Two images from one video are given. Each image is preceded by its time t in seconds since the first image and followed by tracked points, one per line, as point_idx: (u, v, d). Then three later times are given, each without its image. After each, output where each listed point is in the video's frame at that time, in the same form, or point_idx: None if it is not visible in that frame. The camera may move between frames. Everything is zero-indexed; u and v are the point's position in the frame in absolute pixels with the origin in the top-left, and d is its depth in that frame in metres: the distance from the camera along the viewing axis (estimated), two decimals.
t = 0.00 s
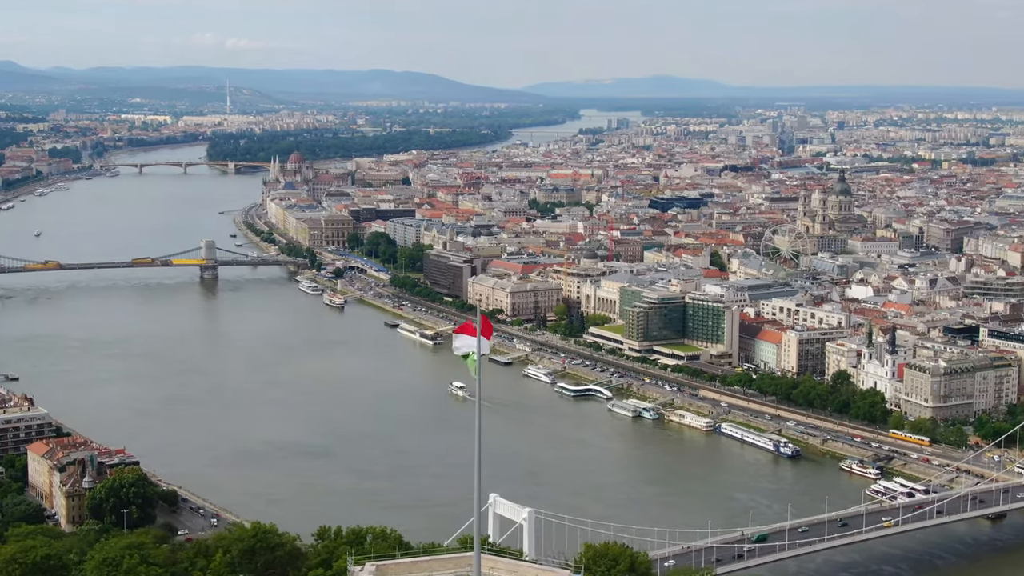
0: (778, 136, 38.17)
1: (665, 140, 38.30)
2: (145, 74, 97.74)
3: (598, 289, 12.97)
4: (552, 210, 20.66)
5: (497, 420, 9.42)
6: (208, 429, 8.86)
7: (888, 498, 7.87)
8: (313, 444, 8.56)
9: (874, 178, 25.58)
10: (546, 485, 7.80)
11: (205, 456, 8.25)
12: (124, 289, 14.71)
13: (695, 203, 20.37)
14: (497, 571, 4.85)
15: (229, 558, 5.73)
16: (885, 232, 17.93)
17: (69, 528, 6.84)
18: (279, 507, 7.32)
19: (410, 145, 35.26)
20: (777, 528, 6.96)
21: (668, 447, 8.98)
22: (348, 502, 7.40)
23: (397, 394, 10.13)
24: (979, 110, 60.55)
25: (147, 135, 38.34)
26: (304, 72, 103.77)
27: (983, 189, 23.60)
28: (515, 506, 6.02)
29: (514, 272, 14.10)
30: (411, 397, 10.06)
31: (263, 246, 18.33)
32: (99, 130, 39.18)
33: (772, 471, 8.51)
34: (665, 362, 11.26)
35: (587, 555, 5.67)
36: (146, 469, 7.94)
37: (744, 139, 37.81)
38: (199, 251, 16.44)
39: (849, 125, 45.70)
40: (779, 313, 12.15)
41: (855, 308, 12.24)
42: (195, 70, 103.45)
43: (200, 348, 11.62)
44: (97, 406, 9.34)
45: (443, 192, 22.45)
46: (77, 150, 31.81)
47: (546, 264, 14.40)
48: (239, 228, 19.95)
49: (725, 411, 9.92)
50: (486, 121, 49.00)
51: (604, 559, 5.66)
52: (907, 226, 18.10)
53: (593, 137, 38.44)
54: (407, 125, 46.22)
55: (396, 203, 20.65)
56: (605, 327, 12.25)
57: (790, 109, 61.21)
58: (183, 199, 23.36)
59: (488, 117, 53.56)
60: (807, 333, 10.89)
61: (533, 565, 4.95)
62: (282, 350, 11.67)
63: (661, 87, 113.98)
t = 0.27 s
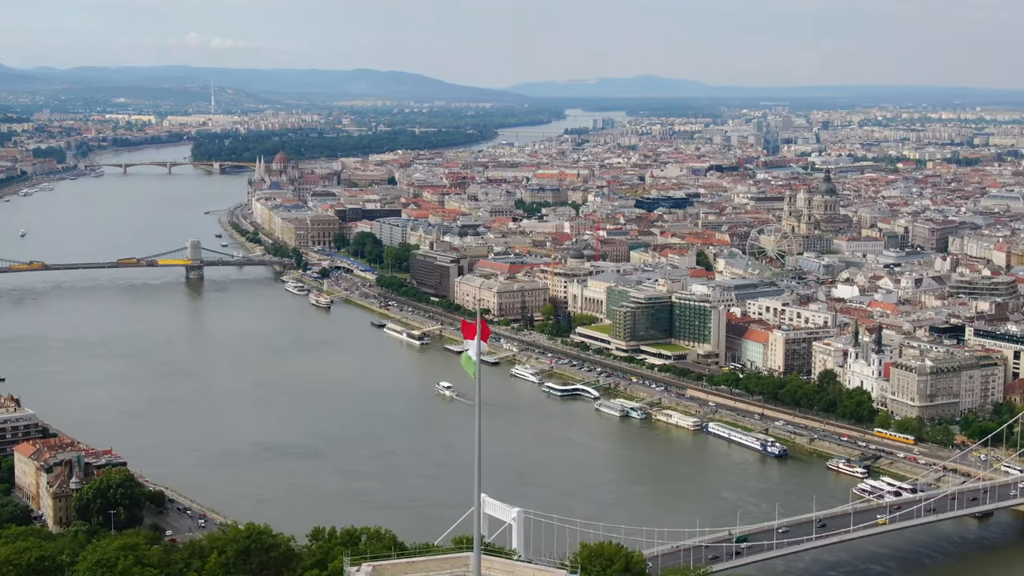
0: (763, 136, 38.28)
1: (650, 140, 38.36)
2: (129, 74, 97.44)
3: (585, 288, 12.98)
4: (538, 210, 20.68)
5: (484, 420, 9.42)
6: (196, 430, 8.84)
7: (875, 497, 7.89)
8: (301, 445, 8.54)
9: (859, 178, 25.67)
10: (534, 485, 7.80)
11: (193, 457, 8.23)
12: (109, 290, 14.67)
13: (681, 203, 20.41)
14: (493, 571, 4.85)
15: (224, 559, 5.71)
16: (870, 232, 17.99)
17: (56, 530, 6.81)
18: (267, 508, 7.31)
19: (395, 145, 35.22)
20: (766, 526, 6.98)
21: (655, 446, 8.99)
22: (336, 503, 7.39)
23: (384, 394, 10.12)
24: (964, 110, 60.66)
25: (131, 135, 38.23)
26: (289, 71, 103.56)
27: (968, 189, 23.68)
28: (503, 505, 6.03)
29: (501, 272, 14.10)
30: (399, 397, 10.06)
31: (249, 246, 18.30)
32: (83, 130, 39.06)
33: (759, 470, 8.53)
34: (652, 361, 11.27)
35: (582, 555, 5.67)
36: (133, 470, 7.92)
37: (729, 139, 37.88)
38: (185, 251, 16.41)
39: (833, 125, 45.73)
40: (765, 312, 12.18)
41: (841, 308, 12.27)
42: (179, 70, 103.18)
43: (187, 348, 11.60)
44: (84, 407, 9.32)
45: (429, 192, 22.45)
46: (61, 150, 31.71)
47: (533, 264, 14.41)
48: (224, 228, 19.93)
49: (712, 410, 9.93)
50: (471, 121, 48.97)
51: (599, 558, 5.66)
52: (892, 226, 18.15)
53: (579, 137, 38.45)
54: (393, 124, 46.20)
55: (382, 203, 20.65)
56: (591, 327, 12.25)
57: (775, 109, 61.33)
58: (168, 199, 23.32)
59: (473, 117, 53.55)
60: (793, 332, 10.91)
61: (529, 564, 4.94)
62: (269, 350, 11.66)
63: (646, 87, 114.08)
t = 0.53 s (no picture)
0: (747, 135, 38.35)
1: (635, 140, 38.40)
2: (112, 74, 97.15)
3: (572, 288, 12.99)
4: (524, 210, 20.68)
5: (472, 420, 9.41)
6: (182, 430, 8.82)
7: (862, 495, 7.91)
8: (289, 446, 8.53)
9: (843, 178, 25.73)
10: (523, 485, 7.80)
11: (180, 458, 8.21)
12: (94, 290, 14.63)
13: (667, 203, 20.44)
14: (490, 571, 5.06)
15: (219, 558, 5.67)
16: (856, 231, 18.05)
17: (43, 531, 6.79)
18: (255, 508, 7.30)
19: (380, 144, 35.18)
20: (754, 525, 6.99)
21: (643, 446, 9.00)
22: (324, 504, 7.38)
23: (371, 394, 10.11)
24: (949, 110, 60.80)
25: (115, 135, 38.12)
26: (273, 71, 103.36)
27: (952, 188, 23.76)
28: (492, 506, 6.04)
29: (487, 272, 14.10)
30: (386, 397, 10.05)
31: (234, 246, 18.26)
32: (66, 130, 38.92)
33: (747, 469, 8.55)
34: (639, 361, 11.28)
35: (577, 556, 5.68)
36: (120, 471, 7.90)
37: (714, 139, 37.93)
38: (170, 252, 16.37)
39: (817, 126, 45.48)
40: (752, 312, 12.19)
41: (827, 307, 12.29)
42: (163, 70, 102.87)
43: (173, 349, 11.57)
44: (70, 408, 9.29)
45: (415, 192, 22.44)
46: (45, 150, 31.60)
47: (519, 264, 14.42)
48: (209, 228, 19.89)
49: (699, 409, 9.94)
50: (455, 121, 48.96)
51: (594, 558, 5.66)
52: (877, 225, 18.21)
53: (564, 137, 38.47)
54: (378, 124, 46.15)
55: (368, 203, 20.63)
56: (578, 326, 12.26)
57: (760, 108, 61.42)
58: (153, 199, 23.26)
59: (457, 116, 53.54)
60: (780, 331, 10.93)
61: (524, 564, 5.15)
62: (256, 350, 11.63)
63: (630, 87, 114.15)
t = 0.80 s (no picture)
0: (732, 135, 38.43)
1: (620, 139, 38.44)
2: (97, 73, 96.79)
3: (559, 288, 12.99)
4: (511, 210, 20.69)
5: (459, 420, 9.40)
6: (169, 431, 8.79)
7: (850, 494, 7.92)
8: (276, 446, 8.51)
9: (829, 178, 25.79)
10: (510, 485, 7.79)
11: (167, 459, 8.19)
12: (79, 290, 14.58)
13: (653, 203, 20.47)
14: (487, 572, 5.05)
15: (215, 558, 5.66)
16: (841, 231, 18.10)
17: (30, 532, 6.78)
18: (242, 509, 7.28)
19: (366, 144, 35.14)
20: (742, 524, 7.00)
21: (630, 446, 8.99)
22: (311, 504, 7.36)
23: (358, 394, 10.10)
24: (935, 109, 60.71)
25: (100, 135, 38.01)
26: (258, 70, 103.10)
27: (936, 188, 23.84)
28: (481, 505, 6.04)
29: (474, 272, 14.10)
30: (373, 397, 10.04)
31: (220, 246, 18.23)
32: (51, 130, 38.79)
33: (734, 468, 8.56)
34: (626, 361, 11.28)
35: (572, 556, 5.67)
36: (107, 471, 7.87)
37: (699, 139, 38.00)
38: (156, 252, 16.33)
39: (802, 125, 45.78)
40: (738, 311, 12.21)
41: (813, 307, 12.32)
42: (148, 69, 102.57)
43: (159, 349, 11.54)
44: (56, 408, 9.26)
45: (401, 192, 22.42)
46: (30, 151, 31.48)
47: (506, 264, 14.42)
48: (195, 228, 19.85)
49: (687, 409, 9.95)
50: (441, 120, 48.92)
51: (590, 558, 5.66)
52: (863, 225, 18.28)
53: (550, 137, 38.48)
54: (364, 124, 46.10)
55: (353, 203, 20.61)
56: (566, 326, 12.26)
57: (744, 108, 61.51)
58: (138, 199, 23.20)
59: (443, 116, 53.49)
60: (766, 331, 10.94)
61: (522, 564, 5.13)
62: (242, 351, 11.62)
63: (615, 87, 114.23)
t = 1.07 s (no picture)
0: (717, 135, 38.49)
1: (606, 139, 38.47)
2: (80, 73, 96.45)
3: (546, 288, 13.00)
4: (497, 210, 20.69)
5: (447, 420, 9.40)
6: (156, 432, 8.77)
7: (837, 494, 7.93)
8: (263, 446, 8.49)
9: (814, 178, 25.84)
10: (499, 485, 7.79)
11: (154, 459, 8.16)
12: (64, 291, 14.54)
13: (639, 203, 20.49)
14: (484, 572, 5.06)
15: (209, 557, 5.65)
16: (827, 230, 18.15)
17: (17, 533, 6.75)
18: (230, 510, 7.27)
19: (352, 144, 35.09)
20: (730, 523, 7.02)
21: (618, 445, 9.00)
22: (299, 505, 7.35)
23: (345, 394, 10.10)
24: (920, 109, 60.73)
25: (84, 135, 37.89)
26: (242, 70, 102.85)
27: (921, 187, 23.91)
28: (471, 505, 6.04)
29: (461, 272, 14.11)
30: (360, 397, 10.03)
31: (206, 246, 18.20)
32: (34, 130, 38.66)
33: (721, 467, 8.57)
34: (614, 360, 11.30)
35: (567, 555, 5.68)
36: (94, 472, 7.85)
37: (685, 139, 38.05)
38: (141, 252, 16.29)
39: (787, 125, 45.94)
40: (725, 311, 12.23)
41: (799, 306, 12.34)
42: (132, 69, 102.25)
43: (145, 349, 11.51)
44: (43, 409, 9.23)
45: (386, 192, 22.41)
46: (13, 151, 31.37)
47: (493, 264, 14.42)
48: (180, 228, 19.81)
49: (674, 408, 9.96)
50: (426, 120, 48.87)
51: (585, 558, 5.67)
52: (848, 224, 18.33)
53: (536, 137, 38.49)
54: (349, 124, 46.05)
55: (339, 203, 20.59)
56: (553, 326, 12.26)
57: (729, 108, 61.57)
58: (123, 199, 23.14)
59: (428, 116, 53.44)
60: (753, 330, 10.96)
61: (518, 564, 5.15)
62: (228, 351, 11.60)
63: (600, 87, 114.27)
